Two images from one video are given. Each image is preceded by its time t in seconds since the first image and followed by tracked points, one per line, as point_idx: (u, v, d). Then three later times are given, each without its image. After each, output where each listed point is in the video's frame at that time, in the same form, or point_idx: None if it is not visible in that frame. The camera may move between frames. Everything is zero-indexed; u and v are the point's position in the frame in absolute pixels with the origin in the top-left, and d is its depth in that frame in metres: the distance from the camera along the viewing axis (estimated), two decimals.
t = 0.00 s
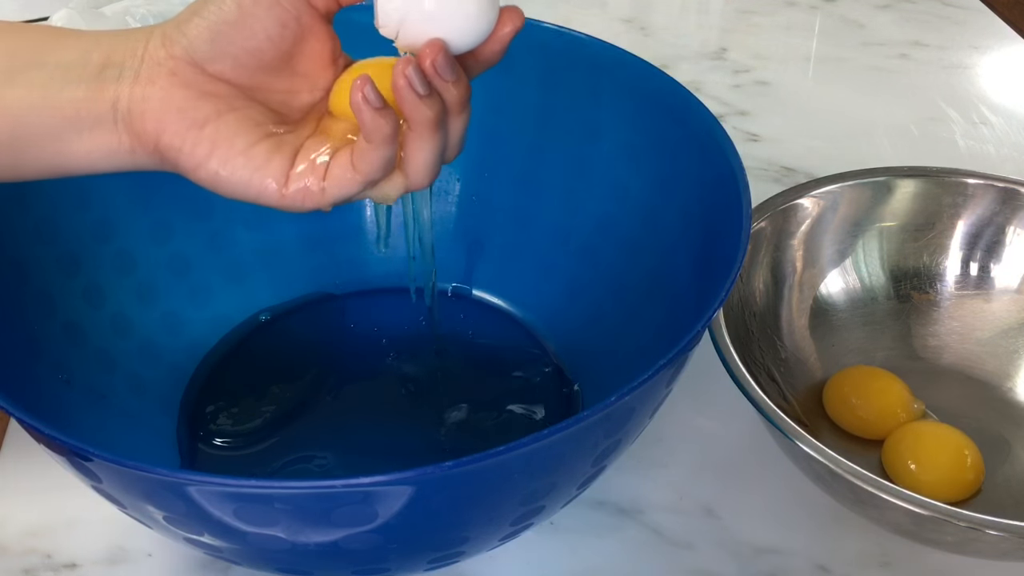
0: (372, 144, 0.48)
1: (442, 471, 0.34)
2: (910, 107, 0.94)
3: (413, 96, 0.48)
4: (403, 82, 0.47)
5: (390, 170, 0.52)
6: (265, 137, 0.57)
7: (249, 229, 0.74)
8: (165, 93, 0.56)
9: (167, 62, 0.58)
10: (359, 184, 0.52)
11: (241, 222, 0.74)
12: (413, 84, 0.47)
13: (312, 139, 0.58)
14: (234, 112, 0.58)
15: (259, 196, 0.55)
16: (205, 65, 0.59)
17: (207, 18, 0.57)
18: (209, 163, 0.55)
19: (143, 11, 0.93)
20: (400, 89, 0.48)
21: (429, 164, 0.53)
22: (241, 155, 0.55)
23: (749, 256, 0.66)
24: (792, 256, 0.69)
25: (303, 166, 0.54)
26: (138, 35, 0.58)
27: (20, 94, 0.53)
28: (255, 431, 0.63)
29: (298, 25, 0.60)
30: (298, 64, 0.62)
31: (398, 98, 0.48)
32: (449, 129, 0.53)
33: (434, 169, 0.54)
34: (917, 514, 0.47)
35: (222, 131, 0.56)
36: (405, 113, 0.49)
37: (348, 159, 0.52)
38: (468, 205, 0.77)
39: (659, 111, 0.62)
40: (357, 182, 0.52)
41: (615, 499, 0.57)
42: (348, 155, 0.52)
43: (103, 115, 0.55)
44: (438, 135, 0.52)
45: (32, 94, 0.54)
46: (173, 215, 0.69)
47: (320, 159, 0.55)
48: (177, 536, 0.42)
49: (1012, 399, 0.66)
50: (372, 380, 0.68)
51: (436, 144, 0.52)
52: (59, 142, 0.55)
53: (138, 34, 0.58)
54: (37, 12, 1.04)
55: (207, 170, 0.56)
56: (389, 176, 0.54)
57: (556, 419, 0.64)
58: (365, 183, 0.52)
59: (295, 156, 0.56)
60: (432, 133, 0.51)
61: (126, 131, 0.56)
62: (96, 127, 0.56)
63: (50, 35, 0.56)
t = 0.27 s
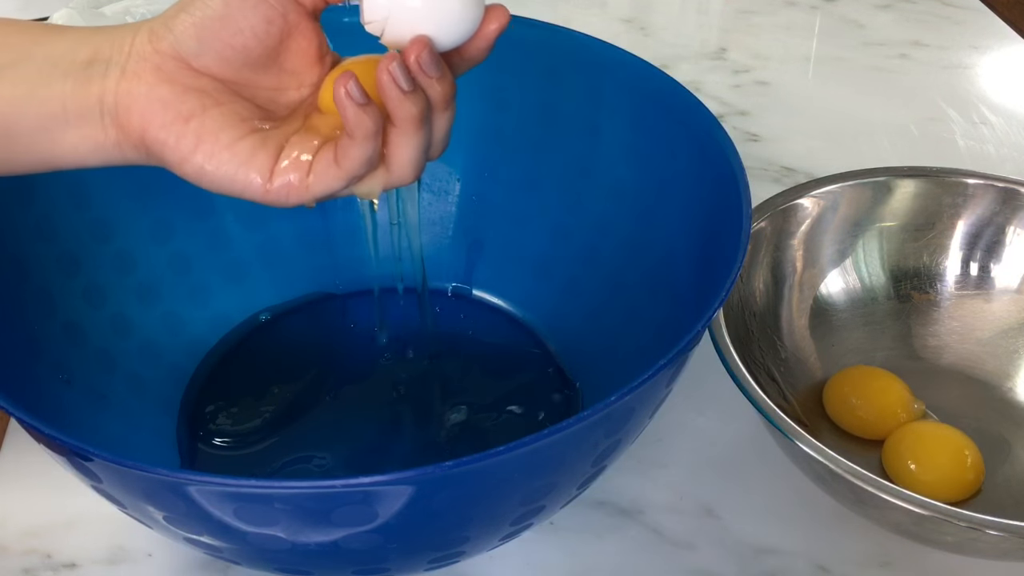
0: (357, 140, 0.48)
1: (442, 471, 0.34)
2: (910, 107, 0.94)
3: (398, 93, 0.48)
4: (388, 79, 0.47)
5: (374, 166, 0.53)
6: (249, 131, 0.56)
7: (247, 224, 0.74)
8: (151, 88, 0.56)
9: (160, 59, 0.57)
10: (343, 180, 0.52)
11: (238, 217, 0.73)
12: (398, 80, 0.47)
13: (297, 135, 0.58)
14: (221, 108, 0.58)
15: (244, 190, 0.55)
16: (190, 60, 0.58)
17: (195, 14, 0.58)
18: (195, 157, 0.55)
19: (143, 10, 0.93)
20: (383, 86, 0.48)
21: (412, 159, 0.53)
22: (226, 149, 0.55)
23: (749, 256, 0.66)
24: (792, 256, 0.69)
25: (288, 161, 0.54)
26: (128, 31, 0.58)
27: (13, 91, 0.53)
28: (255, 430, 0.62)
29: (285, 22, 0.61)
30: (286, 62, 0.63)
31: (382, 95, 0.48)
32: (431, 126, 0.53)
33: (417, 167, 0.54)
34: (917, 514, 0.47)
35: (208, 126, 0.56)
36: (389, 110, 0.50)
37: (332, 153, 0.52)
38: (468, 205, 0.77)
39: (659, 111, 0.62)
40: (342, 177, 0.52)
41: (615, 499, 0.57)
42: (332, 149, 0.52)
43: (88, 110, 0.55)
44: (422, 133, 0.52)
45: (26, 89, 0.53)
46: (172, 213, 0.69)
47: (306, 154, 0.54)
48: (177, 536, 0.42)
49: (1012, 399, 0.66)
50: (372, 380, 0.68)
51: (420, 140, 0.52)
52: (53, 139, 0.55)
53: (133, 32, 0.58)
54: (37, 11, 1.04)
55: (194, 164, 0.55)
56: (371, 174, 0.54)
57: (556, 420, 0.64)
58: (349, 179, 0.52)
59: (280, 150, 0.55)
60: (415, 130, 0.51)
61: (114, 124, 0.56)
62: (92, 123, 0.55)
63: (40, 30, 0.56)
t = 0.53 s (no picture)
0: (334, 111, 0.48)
1: (443, 471, 0.35)
2: (910, 107, 0.94)
3: (375, 61, 0.47)
4: (364, 48, 0.46)
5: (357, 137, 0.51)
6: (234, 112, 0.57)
7: (247, 225, 0.74)
8: (136, 71, 0.56)
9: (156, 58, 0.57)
10: (326, 155, 0.51)
11: (239, 217, 0.73)
12: (374, 49, 0.46)
13: (279, 117, 0.58)
14: (203, 90, 0.58)
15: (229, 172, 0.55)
16: (173, 44, 0.59)
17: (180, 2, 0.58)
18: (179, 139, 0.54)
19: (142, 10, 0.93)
20: (360, 54, 0.47)
21: (397, 132, 0.52)
22: (209, 131, 0.55)
23: (749, 256, 0.66)
24: (792, 257, 0.69)
25: (272, 140, 0.54)
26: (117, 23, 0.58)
27: (7, 83, 0.53)
28: (255, 430, 0.62)
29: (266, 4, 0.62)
30: (269, 44, 0.65)
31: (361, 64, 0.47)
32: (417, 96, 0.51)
33: (404, 138, 0.53)
34: (917, 514, 0.47)
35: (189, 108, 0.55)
36: (367, 78, 0.48)
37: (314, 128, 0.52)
38: (468, 205, 0.77)
39: (659, 111, 0.62)
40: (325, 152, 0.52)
41: (615, 499, 0.57)
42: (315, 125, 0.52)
43: (74, 96, 0.55)
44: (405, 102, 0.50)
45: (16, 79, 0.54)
46: (173, 212, 0.69)
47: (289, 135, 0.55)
48: (177, 536, 0.42)
49: (1012, 399, 0.66)
50: (372, 380, 0.68)
51: (402, 110, 0.50)
52: (43, 128, 0.54)
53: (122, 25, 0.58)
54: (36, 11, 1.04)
55: (178, 146, 0.55)
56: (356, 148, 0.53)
57: (556, 420, 0.64)
58: (331, 152, 0.52)
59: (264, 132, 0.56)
60: (397, 99, 0.49)
61: (99, 110, 0.55)
62: (79, 108, 0.55)
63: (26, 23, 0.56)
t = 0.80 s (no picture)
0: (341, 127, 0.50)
1: (442, 471, 0.34)
2: (910, 107, 0.94)
3: (385, 78, 0.49)
4: (377, 63, 0.48)
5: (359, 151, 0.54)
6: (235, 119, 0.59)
7: (246, 225, 0.74)
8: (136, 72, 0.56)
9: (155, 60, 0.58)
10: (325, 167, 0.55)
11: (238, 218, 0.73)
12: (388, 65, 0.48)
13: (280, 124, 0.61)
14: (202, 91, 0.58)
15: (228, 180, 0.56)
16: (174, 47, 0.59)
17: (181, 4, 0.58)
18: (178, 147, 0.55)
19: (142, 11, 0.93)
20: (373, 71, 0.49)
21: (400, 147, 0.54)
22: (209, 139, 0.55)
23: (749, 256, 0.65)
24: (792, 257, 0.69)
25: (271, 151, 0.57)
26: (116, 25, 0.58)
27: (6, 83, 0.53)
28: (255, 430, 0.62)
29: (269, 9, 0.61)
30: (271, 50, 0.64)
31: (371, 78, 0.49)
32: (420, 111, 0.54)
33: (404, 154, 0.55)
34: (917, 514, 0.47)
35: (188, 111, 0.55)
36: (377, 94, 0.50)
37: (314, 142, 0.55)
38: (468, 205, 0.77)
39: (659, 111, 0.62)
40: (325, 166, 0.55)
41: (615, 499, 0.57)
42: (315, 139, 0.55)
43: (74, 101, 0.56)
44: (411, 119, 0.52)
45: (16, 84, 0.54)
46: (173, 212, 0.69)
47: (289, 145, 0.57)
48: (176, 536, 0.41)
49: (1012, 399, 0.66)
50: (372, 381, 0.68)
51: (407, 126, 0.53)
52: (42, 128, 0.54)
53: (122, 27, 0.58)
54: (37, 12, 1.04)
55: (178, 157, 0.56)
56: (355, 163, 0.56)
57: (557, 420, 0.64)
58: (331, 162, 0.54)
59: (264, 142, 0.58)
60: (403, 116, 0.52)
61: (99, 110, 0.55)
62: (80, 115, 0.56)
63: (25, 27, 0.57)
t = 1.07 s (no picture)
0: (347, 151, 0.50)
1: (442, 471, 0.34)
2: (910, 107, 0.94)
3: (396, 101, 0.49)
4: (388, 87, 0.49)
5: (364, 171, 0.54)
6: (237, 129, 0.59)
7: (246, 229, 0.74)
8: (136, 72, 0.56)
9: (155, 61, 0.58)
10: (327, 186, 0.54)
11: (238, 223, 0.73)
12: (398, 89, 0.49)
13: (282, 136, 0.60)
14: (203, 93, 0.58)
15: (228, 190, 0.57)
16: (178, 53, 0.60)
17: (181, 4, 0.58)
18: (178, 155, 0.56)
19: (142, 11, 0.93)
20: (384, 92, 0.49)
21: (403, 167, 0.54)
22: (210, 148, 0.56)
23: (749, 256, 0.65)
24: (792, 257, 0.69)
25: (272, 163, 0.56)
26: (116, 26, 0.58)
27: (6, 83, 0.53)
28: (255, 429, 0.63)
29: (274, 16, 0.62)
30: (275, 58, 0.64)
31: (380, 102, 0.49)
32: (426, 132, 0.54)
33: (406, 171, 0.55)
34: (917, 514, 0.47)
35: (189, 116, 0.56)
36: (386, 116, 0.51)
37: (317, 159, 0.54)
38: (468, 205, 0.77)
39: (659, 111, 0.62)
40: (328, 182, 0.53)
41: (615, 499, 0.57)
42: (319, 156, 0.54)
43: (74, 103, 0.56)
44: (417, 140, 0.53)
45: (16, 84, 0.55)
46: (173, 212, 0.69)
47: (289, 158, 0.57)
48: (176, 536, 0.41)
49: (1012, 399, 0.66)
50: (372, 380, 0.68)
51: (413, 147, 0.53)
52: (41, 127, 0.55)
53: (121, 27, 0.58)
54: (36, 12, 1.04)
55: (177, 162, 0.56)
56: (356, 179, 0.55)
57: (557, 420, 0.64)
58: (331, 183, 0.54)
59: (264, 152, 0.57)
60: (410, 138, 0.52)
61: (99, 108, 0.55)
62: (80, 115, 0.56)
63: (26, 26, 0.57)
